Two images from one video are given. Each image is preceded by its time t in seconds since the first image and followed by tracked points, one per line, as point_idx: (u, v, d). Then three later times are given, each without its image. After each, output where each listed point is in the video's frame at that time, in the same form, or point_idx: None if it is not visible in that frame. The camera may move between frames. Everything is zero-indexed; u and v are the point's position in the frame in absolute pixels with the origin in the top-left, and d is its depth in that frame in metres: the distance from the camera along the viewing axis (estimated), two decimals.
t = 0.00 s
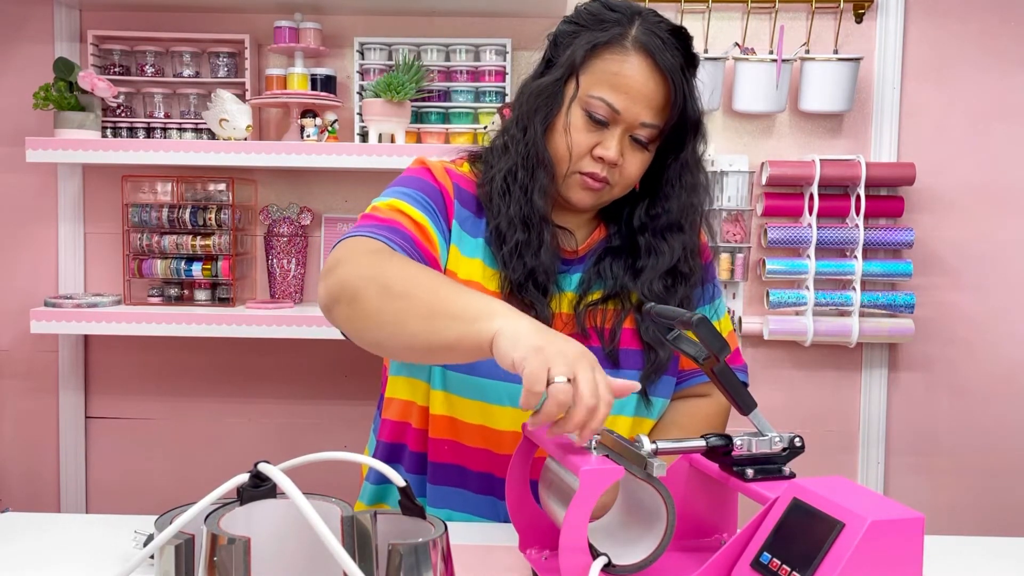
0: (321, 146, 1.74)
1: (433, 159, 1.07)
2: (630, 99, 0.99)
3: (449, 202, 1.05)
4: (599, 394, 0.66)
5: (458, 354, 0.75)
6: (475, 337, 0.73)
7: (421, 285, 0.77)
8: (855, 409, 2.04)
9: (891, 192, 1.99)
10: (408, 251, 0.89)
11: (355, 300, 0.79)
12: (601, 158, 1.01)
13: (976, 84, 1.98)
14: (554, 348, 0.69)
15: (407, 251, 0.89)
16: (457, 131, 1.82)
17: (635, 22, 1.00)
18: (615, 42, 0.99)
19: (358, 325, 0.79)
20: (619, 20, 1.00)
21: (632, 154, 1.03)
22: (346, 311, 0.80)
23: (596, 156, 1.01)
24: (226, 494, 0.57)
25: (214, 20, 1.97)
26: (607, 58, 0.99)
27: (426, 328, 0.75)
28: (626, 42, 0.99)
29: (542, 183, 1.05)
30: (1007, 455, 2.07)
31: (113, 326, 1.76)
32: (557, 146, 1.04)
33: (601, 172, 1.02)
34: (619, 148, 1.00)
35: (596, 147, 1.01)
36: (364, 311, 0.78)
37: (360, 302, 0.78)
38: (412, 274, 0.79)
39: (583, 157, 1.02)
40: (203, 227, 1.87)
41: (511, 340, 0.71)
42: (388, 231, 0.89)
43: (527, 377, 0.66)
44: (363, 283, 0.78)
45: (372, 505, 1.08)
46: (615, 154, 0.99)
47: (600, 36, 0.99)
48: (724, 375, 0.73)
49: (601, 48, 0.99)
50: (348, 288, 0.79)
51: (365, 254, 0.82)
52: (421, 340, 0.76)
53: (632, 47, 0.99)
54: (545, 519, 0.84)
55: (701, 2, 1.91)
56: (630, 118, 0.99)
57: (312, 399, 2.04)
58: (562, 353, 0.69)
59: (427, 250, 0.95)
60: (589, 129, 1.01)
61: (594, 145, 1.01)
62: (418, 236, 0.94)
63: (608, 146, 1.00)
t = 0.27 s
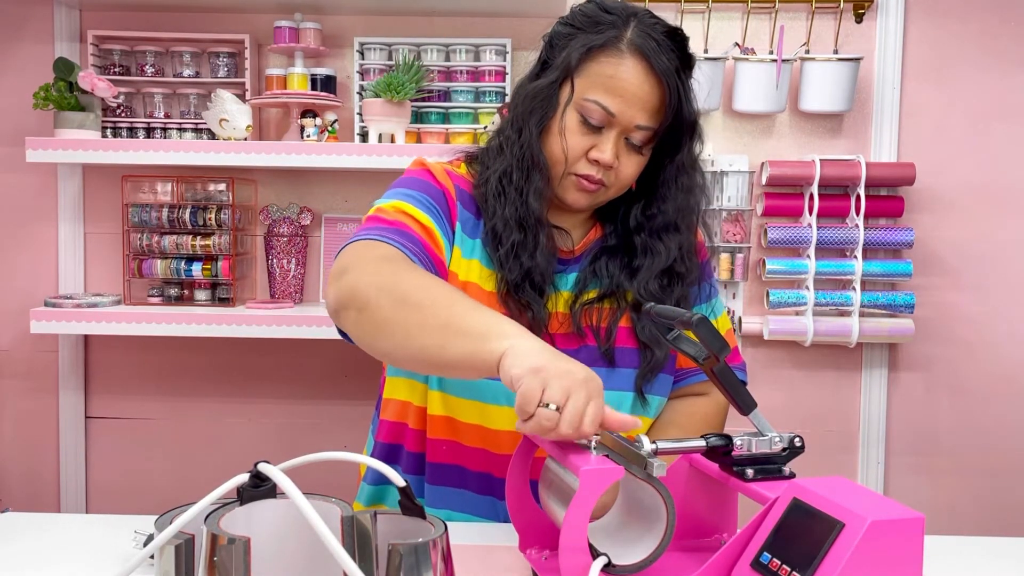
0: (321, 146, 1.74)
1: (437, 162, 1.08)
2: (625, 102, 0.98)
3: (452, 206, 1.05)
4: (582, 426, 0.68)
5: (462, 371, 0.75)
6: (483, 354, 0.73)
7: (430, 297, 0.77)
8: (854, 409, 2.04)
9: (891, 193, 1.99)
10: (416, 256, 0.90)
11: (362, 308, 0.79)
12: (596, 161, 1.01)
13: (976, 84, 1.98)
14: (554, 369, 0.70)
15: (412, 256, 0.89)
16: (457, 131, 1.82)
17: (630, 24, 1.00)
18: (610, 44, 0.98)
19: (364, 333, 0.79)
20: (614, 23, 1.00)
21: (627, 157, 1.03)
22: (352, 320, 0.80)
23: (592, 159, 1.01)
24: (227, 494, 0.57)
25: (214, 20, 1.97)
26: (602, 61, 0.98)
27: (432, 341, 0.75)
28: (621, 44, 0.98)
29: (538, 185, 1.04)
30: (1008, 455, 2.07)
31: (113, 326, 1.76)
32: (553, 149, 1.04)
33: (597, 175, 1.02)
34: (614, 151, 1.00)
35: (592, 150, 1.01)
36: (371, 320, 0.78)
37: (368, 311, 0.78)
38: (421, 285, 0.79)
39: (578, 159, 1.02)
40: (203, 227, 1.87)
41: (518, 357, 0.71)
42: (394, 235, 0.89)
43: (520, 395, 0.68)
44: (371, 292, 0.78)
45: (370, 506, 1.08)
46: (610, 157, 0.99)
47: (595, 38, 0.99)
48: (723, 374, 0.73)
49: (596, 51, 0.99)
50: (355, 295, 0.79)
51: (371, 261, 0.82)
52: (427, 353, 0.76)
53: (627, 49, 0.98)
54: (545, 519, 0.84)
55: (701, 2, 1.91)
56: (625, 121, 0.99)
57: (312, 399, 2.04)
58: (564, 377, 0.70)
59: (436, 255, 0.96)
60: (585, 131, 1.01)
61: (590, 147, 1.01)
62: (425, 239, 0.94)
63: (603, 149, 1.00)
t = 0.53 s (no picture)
0: (321, 146, 1.74)
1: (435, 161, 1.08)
2: (626, 106, 0.99)
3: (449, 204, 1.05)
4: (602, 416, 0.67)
5: (457, 367, 0.75)
6: (478, 348, 0.73)
7: (425, 293, 0.78)
8: (855, 409, 2.04)
9: (891, 193, 1.99)
10: (411, 253, 0.90)
11: (358, 304, 0.79)
12: (597, 165, 1.01)
13: (976, 84, 1.98)
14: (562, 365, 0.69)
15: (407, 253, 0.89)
16: (457, 131, 1.82)
17: (632, 28, 1.00)
18: (612, 48, 0.98)
19: (360, 330, 0.79)
20: (616, 27, 1.00)
21: (629, 160, 1.03)
22: (349, 317, 0.80)
23: (593, 163, 1.01)
24: (227, 494, 0.57)
25: (214, 20, 1.97)
26: (605, 65, 0.98)
27: (427, 334, 0.75)
28: (623, 48, 0.98)
29: (538, 189, 1.05)
30: (1008, 455, 2.07)
31: (113, 326, 1.76)
32: (554, 152, 1.04)
33: (598, 178, 1.02)
34: (615, 155, 1.01)
35: (593, 153, 1.01)
36: (366, 315, 0.78)
37: (364, 306, 0.78)
38: (416, 281, 0.79)
39: (579, 163, 1.03)
40: (203, 227, 1.87)
41: (518, 357, 0.70)
42: (392, 232, 0.89)
43: (533, 395, 0.67)
44: (367, 288, 0.78)
45: (371, 506, 1.08)
46: (611, 161, 1.00)
47: (597, 42, 0.99)
48: (723, 375, 0.72)
49: (599, 55, 0.99)
50: (351, 292, 0.79)
51: (367, 258, 0.82)
52: (421, 347, 0.76)
53: (629, 54, 0.98)
54: (545, 519, 0.84)
55: (701, 2, 1.91)
56: (627, 125, 1.00)
57: (312, 399, 2.04)
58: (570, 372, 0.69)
59: (432, 256, 0.95)
60: (586, 135, 1.01)
61: (590, 151, 1.01)
62: (421, 238, 0.94)
63: (604, 153, 1.00)
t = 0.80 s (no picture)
0: (321, 146, 1.74)
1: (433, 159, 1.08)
2: (630, 108, 0.98)
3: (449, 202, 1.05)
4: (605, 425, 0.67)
5: (457, 365, 0.75)
6: (477, 345, 0.73)
7: (423, 291, 0.78)
8: (855, 409, 2.04)
9: (891, 193, 1.99)
10: (408, 250, 0.90)
11: (358, 303, 0.79)
12: (601, 166, 1.01)
13: (976, 84, 1.98)
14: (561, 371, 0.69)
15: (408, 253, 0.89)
16: (457, 131, 1.82)
17: (637, 30, 1.00)
18: (617, 50, 0.98)
19: (361, 329, 0.79)
20: (621, 29, 1.00)
21: (632, 162, 1.03)
22: (349, 316, 0.81)
23: (596, 164, 1.01)
24: (227, 494, 0.57)
25: (214, 20, 1.97)
26: (609, 66, 0.98)
27: (427, 333, 0.75)
28: (627, 50, 0.98)
29: (542, 189, 1.05)
30: (1008, 455, 2.07)
31: (113, 326, 1.76)
32: (557, 153, 1.04)
33: (601, 180, 1.02)
34: (618, 157, 1.01)
35: (596, 155, 1.01)
36: (367, 314, 0.78)
37: (364, 305, 0.78)
38: (415, 279, 0.79)
39: (583, 164, 1.03)
40: (203, 227, 1.87)
41: (517, 359, 0.70)
42: (390, 231, 0.89)
43: (533, 404, 0.66)
44: (367, 287, 0.78)
45: (371, 506, 1.08)
46: (614, 162, 1.00)
47: (602, 44, 0.99)
48: (724, 375, 0.73)
49: (603, 57, 0.99)
50: (350, 290, 0.79)
51: (368, 257, 0.82)
52: (422, 345, 0.76)
53: (633, 56, 0.98)
54: (545, 519, 0.84)
55: (701, 2, 1.91)
56: (630, 127, 0.99)
57: (312, 400, 2.04)
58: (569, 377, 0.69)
59: (431, 252, 0.96)
60: (589, 136, 1.01)
61: (594, 152, 1.01)
62: (420, 237, 0.94)
63: (608, 154, 1.00)
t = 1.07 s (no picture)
0: (321, 146, 1.74)
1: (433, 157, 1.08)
2: (633, 109, 0.99)
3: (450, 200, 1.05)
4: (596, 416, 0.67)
5: (458, 355, 0.75)
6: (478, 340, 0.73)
7: (422, 286, 0.77)
8: (855, 409, 2.04)
9: (891, 193, 1.99)
10: (405, 247, 0.89)
11: (357, 300, 0.79)
12: (604, 167, 1.01)
13: (976, 84, 1.98)
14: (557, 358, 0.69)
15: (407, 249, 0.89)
16: (457, 131, 1.82)
17: (641, 31, 1.00)
18: (621, 51, 0.98)
19: (361, 326, 0.79)
20: (624, 29, 1.00)
21: (635, 162, 1.03)
22: (349, 313, 0.80)
23: (599, 164, 1.01)
24: (227, 494, 0.57)
25: (214, 20, 1.97)
26: (612, 66, 0.98)
27: (427, 329, 0.75)
28: (631, 51, 0.98)
29: (546, 190, 1.05)
30: (1008, 455, 2.07)
31: (113, 326, 1.76)
32: (561, 153, 1.04)
33: (604, 180, 1.02)
34: (621, 157, 1.01)
35: (599, 155, 1.01)
36: (366, 311, 0.78)
37: (363, 302, 0.78)
38: (413, 275, 0.79)
39: (586, 165, 1.03)
40: (203, 227, 1.87)
41: (515, 346, 0.70)
42: (390, 229, 0.89)
43: (531, 393, 0.66)
44: (365, 285, 0.78)
45: (372, 505, 1.08)
46: (617, 163, 1.00)
47: (605, 44, 0.99)
48: (724, 375, 0.73)
49: (606, 57, 0.99)
50: (350, 289, 0.79)
51: (367, 255, 0.82)
52: (422, 341, 0.76)
53: (636, 56, 0.98)
54: (545, 518, 0.84)
55: (701, 2, 1.91)
56: (634, 128, 1.00)
57: (312, 400, 2.04)
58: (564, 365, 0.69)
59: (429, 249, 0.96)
60: (592, 137, 1.01)
61: (597, 153, 1.01)
62: (419, 234, 0.94)
63: (611, 155, 1.00)
